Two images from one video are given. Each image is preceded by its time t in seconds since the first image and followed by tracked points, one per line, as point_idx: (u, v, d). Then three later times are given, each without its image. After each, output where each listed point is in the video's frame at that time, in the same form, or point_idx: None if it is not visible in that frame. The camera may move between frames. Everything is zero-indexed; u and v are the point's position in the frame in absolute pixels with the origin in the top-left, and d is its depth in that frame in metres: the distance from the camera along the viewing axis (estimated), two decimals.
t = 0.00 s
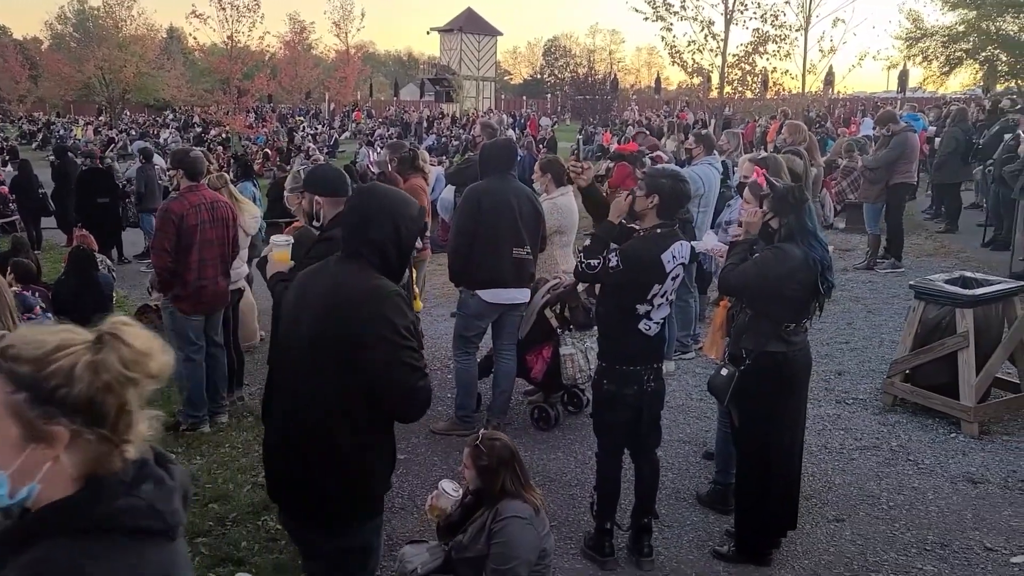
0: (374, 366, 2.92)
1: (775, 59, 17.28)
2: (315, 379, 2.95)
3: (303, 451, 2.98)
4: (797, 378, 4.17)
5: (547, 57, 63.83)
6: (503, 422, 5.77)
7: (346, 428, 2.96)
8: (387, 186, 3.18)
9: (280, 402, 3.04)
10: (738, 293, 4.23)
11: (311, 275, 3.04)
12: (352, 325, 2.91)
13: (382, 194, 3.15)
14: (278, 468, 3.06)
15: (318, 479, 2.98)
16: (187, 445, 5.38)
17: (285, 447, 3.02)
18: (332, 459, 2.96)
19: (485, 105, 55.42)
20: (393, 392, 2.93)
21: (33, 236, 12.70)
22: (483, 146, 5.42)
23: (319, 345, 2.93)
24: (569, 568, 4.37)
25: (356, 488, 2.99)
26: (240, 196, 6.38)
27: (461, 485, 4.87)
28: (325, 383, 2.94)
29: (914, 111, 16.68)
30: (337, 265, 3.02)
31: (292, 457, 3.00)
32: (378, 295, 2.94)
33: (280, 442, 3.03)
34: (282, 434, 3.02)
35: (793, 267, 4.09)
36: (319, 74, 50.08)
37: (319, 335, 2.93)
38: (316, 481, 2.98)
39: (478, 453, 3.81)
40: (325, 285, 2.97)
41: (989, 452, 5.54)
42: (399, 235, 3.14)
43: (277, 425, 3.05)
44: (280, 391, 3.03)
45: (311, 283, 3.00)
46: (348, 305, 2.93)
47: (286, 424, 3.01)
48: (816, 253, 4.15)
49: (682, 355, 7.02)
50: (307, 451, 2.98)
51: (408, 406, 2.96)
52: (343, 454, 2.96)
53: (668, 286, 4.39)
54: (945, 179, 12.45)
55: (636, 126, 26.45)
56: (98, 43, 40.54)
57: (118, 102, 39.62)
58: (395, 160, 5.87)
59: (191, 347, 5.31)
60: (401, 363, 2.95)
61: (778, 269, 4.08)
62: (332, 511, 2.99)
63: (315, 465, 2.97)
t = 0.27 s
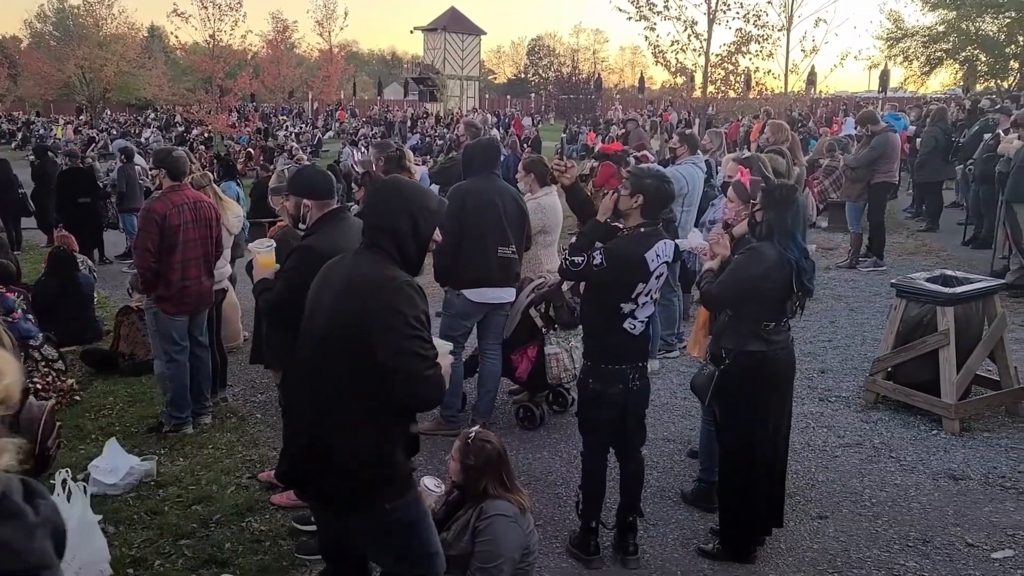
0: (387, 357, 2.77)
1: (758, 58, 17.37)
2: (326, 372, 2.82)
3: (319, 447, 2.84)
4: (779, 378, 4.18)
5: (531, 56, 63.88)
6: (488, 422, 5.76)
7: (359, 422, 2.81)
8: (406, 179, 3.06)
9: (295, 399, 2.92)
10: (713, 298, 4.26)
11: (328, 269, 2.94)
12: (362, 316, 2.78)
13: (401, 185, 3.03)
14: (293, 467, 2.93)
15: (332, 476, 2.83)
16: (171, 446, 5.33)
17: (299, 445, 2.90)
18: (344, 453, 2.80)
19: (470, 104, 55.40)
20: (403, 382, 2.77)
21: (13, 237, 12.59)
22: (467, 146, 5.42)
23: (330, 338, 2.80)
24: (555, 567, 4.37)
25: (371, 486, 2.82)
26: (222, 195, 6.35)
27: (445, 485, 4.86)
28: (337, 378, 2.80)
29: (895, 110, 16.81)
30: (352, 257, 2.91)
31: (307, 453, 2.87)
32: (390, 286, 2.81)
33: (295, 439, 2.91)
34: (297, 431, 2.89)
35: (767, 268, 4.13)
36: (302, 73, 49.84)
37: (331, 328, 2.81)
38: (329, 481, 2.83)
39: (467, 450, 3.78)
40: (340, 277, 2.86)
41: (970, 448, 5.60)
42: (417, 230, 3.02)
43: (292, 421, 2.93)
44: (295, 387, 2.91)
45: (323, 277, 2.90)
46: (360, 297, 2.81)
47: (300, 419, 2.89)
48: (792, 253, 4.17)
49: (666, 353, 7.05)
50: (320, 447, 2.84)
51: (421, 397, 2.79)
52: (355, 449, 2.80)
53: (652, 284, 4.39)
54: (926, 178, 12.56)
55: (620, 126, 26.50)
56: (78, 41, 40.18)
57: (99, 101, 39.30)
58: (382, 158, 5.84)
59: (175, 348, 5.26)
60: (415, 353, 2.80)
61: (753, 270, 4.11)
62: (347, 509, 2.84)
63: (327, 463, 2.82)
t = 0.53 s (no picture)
0: (431, 364, 2.68)
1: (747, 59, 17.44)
2: (367, 378, 2.71)
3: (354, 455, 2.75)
4: (764, 378, 4.20)
5: (521, 56, 63.93)
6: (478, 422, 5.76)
7: (397, 428, 2.72)
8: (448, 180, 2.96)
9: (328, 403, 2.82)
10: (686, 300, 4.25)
11: (364, 268, 2.82)
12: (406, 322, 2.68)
13: (443, 185, 2.92)
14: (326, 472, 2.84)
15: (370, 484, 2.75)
16: (160, 447, 5.30)
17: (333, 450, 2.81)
18: (383, 461, 2.72)
19: (459, 104, 55.43)
20: (443, 388, 2.69)
21: None
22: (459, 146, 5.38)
23: (373, 343, 2.69)
24: (545, 567, 4.37)
25: (407, 491, 2.75)
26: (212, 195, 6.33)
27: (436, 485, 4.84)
28: (374, 379, 2.71)
29: (883, 111, 16.90)
30: (393, 259, 2.80)
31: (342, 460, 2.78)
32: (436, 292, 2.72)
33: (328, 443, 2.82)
34: (330, 435, 2.80)
35: (744, 267, 4.12)
36: (291, 73, 49.68)
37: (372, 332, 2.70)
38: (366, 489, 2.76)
39: (463, 450, 3.82)
40: (380, 278, 2.74)
41: (957, 447, 5.63)
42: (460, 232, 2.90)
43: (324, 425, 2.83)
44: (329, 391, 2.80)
45: (362, 278, 2.77)
46: (404, 301, 2.70)
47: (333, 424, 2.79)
48: (772, 253, 4.16)
49: (657, 353, 7.07)
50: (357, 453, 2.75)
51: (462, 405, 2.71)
52: (395, 457, 2.71)
53: (641, 284, 4.40)
54: (914, 178, 12.63)
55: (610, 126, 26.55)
56: (66, 41, 40.00)
57: (87, 101, 39.13)
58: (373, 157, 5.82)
59: (164, 348, 5.23)
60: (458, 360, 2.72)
61: (730, 270, 4.11)
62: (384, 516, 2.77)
63: (363, 468, 2.74)
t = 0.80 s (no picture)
0: (517, 370, 2.79)
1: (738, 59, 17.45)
2: (451, 383, 2.77)
3: (431, 458, 2.78)
4: (752, 380, 4.21)
5: (514, 56, 63.93)
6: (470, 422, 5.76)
7: (474, 432, 2.80)
8: (511, 190, 3.04)
9: (399, 405, 2.84)
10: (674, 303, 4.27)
11: (434, 273, 2.86)
12: (496, 331, 2.77)
13: (507, 196, 3.01)
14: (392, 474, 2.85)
15: (444, 487, 2.79)
16: (152, 448, 5.29)
17: (404, 452, 2.83)
18: (460, 464, 2.77)
19: (452, 104, 55.43)
20: (534, 397, 2.81)
21: None
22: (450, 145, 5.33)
23: (461, 350, 2.76)
24: (537, 567, 4.37)
25: (480, 495, 2.81)
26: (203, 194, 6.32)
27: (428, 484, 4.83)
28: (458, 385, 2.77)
29: (874, 110, 16.93)
30: (471, 265, 2.86)
31: (414, 462, 2.80)
32: (524, 303, 2.83)
33: (397, 446, 2.84)
34: (400, 438, 2.82)
35: (728, 266, 4.15)
36: (283, 73, 49.57)
37: (454, 342, 2.76)
38: (438, 491, 2.80)
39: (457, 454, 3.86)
40: (460, 286, 2.80)
41: (948, 445, 5.65)
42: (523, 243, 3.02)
43: (394, 427, 2.85)
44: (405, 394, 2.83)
45: (440, 283, 2.81)
46: (485, 310, 2.78)
47: (407, 426, 2.82)
48: (754, 252, 4.16)
49: (648, 353, 7.08)
50: (433, 456, 2.79)
51: (544, 413, 2.83)
52: (473, 460, 2.78)
53: (633, 283, 4.40)
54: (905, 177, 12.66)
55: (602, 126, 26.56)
56: (56, 41, 39.83)
57: (77, 102, 38.98)
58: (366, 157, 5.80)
59: (155, 348, 5.22)
60: (542, 368, 2.83)
61: (713, 269, 4.14)
62: (456, 523, 2.81)
63: (453, 470, 2.78)
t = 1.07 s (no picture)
0: (580, 355, 2.82)
1: (732, 58, 17.46)
2: (505, 374, 2.75)
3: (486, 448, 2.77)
4: (741, 381, 4.23)
5: (510, 56, 63.99)
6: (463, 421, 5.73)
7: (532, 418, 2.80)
8: (539, 181, 3.00)
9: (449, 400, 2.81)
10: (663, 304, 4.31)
11: (469, 268, 2.81)
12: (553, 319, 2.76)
13: (531, 183, 2.96)
14: (443, 469, 2.82)
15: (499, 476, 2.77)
16: (146, 449, 5.28)
17: (456, 446, 2.80)
18: (517, 455, 2.78)
19: (447, 104, 55.43)
20: (598, 379, 2.86)
21: None
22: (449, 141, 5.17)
23: (516, 340, 2.73)
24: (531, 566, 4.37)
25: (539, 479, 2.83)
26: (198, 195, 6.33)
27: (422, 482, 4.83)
28: (517, 374, 2.75)
29: (867, 110, 16.94)
30: (511, 255, 2.82)
31: (468, 455, 2.78)
32: (576, 291, 2.80)
33: (447, 440, 2.81)
34: (451, 433, 2.80)
35: (714, 267, 4.18)
36: (277, 73, 49.53)
37: (507, 333, 2.73)
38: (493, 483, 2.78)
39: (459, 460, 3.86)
40: (502, 278, 2.75)
41: (941, 444, 5.67)
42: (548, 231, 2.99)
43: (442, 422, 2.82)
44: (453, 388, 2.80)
45: (475, 279, 2.77)
46: (536, 299, 2.75)
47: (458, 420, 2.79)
48: (740, 250, 4.17)
49: (642, 353, 7.08)
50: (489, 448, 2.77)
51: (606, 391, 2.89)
52: (529, 450, 2.78)
53: (626, 283, 4.47)
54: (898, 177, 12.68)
55: (596, 126, 26.57)
56: (50, 42, 39.76)
57: (71, 102, 38.93)
58: (361, 157, 5.80)
59: (149, 349, 5.23)
60: (602, 351, 2.86)
61: (697, 270, 4.19)
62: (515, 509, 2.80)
63: (516, 457, 2.78)
